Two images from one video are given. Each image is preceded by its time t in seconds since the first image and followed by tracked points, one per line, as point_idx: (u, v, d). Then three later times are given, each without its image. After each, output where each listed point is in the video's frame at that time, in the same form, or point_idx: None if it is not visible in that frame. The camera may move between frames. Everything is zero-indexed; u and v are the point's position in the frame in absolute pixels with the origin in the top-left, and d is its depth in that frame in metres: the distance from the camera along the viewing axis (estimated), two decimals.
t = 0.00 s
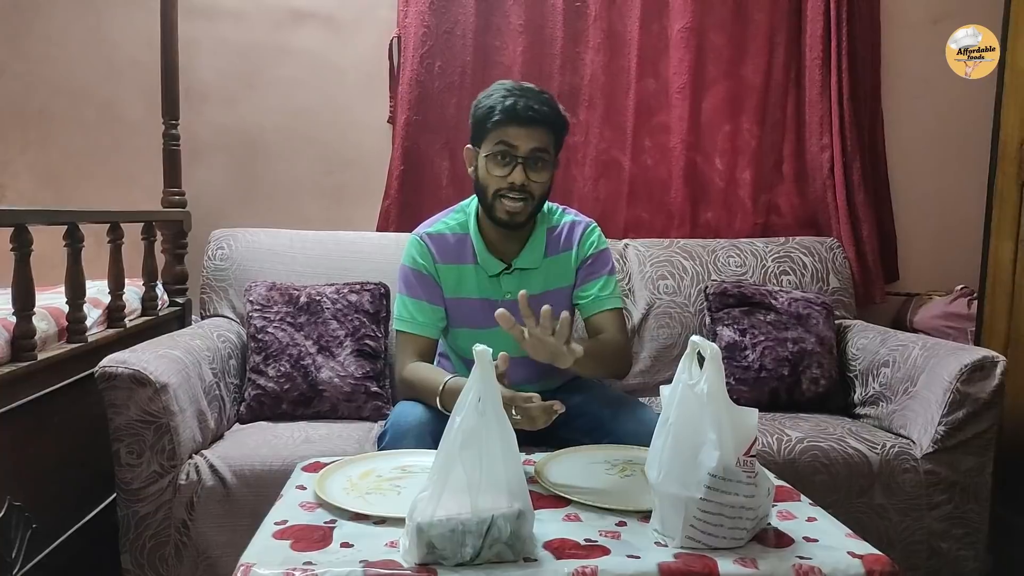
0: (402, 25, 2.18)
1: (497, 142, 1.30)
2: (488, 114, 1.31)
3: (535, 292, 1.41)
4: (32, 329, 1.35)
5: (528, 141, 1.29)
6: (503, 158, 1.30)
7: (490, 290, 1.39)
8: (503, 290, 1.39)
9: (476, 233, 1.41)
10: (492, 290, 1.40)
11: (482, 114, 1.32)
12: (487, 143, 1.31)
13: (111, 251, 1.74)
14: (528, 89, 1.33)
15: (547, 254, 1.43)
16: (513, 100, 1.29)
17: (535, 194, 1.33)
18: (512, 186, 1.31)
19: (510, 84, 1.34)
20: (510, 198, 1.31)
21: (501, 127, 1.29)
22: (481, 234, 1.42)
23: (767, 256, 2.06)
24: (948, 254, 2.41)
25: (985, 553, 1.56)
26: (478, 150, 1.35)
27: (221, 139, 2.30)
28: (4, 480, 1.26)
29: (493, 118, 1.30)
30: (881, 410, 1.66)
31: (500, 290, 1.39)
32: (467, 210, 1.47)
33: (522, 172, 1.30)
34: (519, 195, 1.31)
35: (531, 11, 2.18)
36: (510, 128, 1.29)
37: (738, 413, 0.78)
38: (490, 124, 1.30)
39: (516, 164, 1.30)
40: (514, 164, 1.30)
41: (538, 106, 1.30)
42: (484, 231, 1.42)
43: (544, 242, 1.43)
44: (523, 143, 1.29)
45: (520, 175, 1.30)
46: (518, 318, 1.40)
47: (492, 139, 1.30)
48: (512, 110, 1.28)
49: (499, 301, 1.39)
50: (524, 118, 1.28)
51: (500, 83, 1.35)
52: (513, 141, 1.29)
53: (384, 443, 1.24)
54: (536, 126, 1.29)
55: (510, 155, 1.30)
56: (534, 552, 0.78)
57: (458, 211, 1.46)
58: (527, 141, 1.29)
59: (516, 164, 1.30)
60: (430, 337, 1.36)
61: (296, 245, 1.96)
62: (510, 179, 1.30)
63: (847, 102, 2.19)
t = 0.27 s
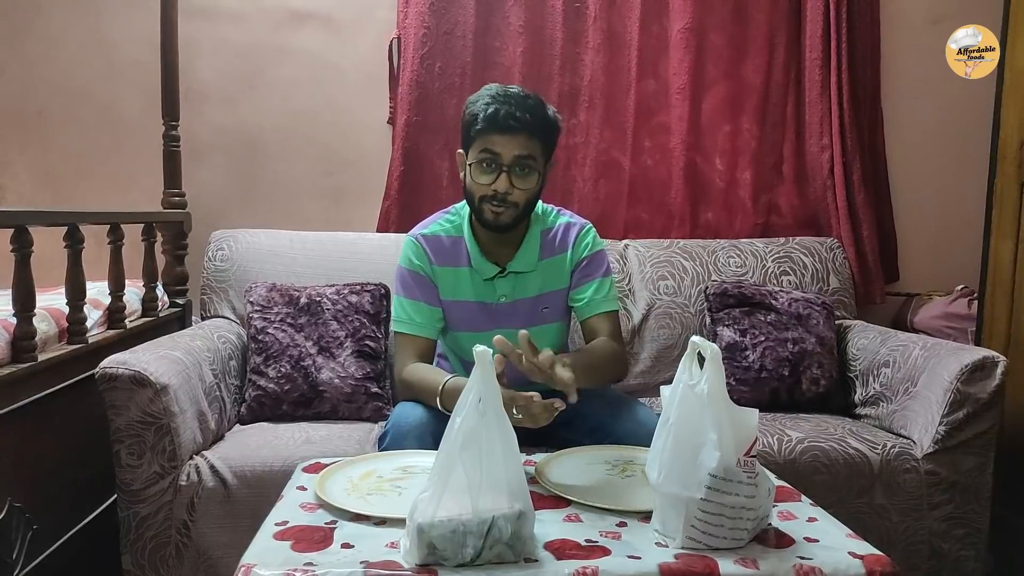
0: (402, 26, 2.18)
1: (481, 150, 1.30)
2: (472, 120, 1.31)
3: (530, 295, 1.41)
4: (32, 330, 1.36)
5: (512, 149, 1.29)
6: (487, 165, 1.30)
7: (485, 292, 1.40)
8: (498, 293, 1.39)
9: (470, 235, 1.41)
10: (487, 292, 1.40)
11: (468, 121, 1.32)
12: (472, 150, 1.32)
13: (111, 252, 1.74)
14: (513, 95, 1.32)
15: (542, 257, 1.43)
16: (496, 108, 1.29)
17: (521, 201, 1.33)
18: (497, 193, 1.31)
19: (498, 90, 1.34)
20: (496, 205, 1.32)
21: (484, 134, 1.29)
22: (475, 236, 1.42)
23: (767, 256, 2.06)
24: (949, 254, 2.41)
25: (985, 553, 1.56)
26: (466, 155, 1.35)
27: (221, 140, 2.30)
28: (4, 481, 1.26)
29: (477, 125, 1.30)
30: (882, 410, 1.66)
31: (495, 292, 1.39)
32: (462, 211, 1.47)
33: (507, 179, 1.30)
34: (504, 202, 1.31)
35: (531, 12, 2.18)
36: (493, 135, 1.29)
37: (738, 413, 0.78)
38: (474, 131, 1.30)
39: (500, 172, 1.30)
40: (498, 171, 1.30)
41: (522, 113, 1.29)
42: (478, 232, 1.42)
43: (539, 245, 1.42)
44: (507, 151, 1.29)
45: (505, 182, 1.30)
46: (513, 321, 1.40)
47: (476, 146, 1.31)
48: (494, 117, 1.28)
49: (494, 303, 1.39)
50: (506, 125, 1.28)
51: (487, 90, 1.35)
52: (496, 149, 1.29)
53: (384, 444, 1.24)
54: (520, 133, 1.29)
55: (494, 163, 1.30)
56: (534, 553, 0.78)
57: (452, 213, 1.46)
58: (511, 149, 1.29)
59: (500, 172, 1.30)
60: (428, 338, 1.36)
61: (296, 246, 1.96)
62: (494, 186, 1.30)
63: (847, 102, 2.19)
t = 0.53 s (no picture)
0: (404, 25, 2.18)
1: (486, 147, 1.30)
2: (477, 117, 1.31)
3: (529, 294, 1.41)
4: (35, 328, 1.36)
5: (517, 146, 1.29)
6: (491, 162, 1.30)
7: (484, 291, 1.39)
8: (498, 291, 1.39)
9: (468, 235, 1.41)
10: (486, 291, 1.40)
11: (472, 117, 1.32)
12: (476, 147, 1.32)
13: (114, 251, 1.74)
14: (518, 93, 1.33)
15: (541, 256, 1.42)
16: (502, 105, 1.29)
17: (524, 199, 1.33)
18: (500, 189, 1.30)
19: (502, 88, 1.34)
20: (499, 201, 1.31)
21: (489, 131, 1.29)
22: (473, 235, 1.42)
23: (770, 256, 2.06)
24: (951, 254, 2.41)
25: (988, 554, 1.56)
26: (468, 153, 1.35)
27: (224, 139, 2.30)
28: (7, 480, 1.26)
29: (482, 122, 1.30)
30: (884, 411, 1.66)
31: (495, 290, 1.39)
32: (460, 211, 1.47)
33: (511, 177, 1.30)
34: (507, 198, 1.31)
35: (533, 12, 2.18)
36: (498, 132, 1.29)
37: (740, 413, 0.78)
38: (479, 127, 1.30)
39: (504, 169, 1.30)
40: (502, 168, 1.30)
41: (528, 111, 1.29)
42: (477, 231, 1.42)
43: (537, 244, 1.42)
44: (512, 148, 1.29)
45: (509, 179, 1.30)
46: (512, 319, 1.40)
47: (481, 142, 1.31)
48: (500, 114, 1.28)
49: (494, 302, 1.39)
50: (512, 122, 1.28)
51: (491, 87, 1.35)
52: (501, 146, 1.29)
53: (386, 443, 1.24)
54: (526, 131, 1.29)
55: (500, 160, 1.30)
56: (536, 552, 0.78)
57: (451, 212, 1.45)
58: (516, 146, 1.29)
59: (505, 169, 1.30)
60: (429, 337, 1.36)
61: (298, 245, 1.97)
62: (498, 183, 1.30)
63: (850, 102, 2.19)
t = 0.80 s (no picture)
0: (408, 24, 2.18)
1: (493, 145, 1.30)
2: (481, 116, 1.30)
3: (530, 286, 1.41)
4: (39, 326, 1.36)
5: (524, 143, 1.30)
6: (500, 161, 1.30)
7: (485, 287, 1.40)
8: (499, 286, 1.39)
9: (467, 231, 1.41)
10: (487, 287, 1.40)
11: (475, 115, 1.31)
12: (482, 147, 1.31)
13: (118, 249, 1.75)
14: (517, 89, 1.33)
15: (540, 248, 1.43)
16: (508, 103, 1.29)
17: (531, 194, 1.33)
18: (510, 187, 1.30)
19: (500, 84, 1.34)
20: (508, 199, 1.31)
21: (496, 129, 1.29)
22: (472, 232, 1.42)
23: (773, 255, 2.05)
24: (955, 253, 2.40)
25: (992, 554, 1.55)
26: (471, 151, 1.34)
27: (227, 138, 2.31)
28: (11, 477, 1.26)
29: (489, 120, 1.29)
30: (888, 410, 1.66)
31: (496, 286, 1.40)
32: (457, 209, 1.47)
33: (519, 174, 1.30)
34: (516, 196, 1.31)
35: (536, 10, 2.17)
36: (505, 130, 1.29)
37: (743, 412, 0.78)
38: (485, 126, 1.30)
39: (512, 167, 1.30)
40: (511, 166, 1.30)
41: (532, 107, 1.30)
42: (475, 228, 1.42)
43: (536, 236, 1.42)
44: (519, 145, 1.30)
45: (518, 176, 1.30)
46: (514, 314, 1.40)
47: (488, 142, 1.30)
48: (506, 112, 1.28)
49: (496, 297, 1.40)
50: (519, 119, 1.29)
51: (490, 83, 1.34)
52: (508, 144, 1.29)
53: (388, 442, 1.24)
54: (532, 128, 1.30)
55: (507, 158, 1.30)
56: (539, 551, 0.78)
57: (448, 211, 1.45)
58: (523, 143, 1.30)
59: (512, 166, 1.30)
60: (431, 335, 1.36)
61: (301, 244, 1.97)
62: (507, 181, 1.30)
63: (854, 101, 2.18)
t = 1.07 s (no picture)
0: (409, 23, 2.18)
1: (510, 122, 1.29)
2: (503, 95, 1.31)
3: (534, 272, 1.41)
4: (41, 325, 1.36)
5: (541, 127, 1.30)
6: (515, 139, 1.30)
7: (490, 278, 1.39)
8: (504, 276, 1.39)
9: (468, 225, 1.41)
10: (492, 278, 1.39)
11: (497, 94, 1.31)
12: (499, 123, 1.31)
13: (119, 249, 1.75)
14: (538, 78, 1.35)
15: (540, 235, 1.44)
16: (533, 86, 1.30)
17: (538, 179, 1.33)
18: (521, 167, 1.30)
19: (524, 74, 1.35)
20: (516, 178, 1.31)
21: (516, 108, 1.29)
22: (473, 225, 1.42)
23: (774, 255, 2.05)
24: (957, 253, 2.40)
25: (993, 553, 1.55)
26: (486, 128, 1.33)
27: (228, 137, 2.31)
28: (12, 476, 1.26)
29: (510, 99, 1.29)
30: (889, 409, 1.66)
31: (501, 276, 1.39)
32: (456, 206, 1.47)
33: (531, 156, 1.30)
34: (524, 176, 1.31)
35: (537, 9, 2.17)
36: (524, 111, 1.29)
37: (744, 411, 0.78)
38: (505, 104, 1.30)
39: (526, 147, 1.30)
40: (525, 146, 1.30)
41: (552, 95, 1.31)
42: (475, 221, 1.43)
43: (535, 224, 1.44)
44: (534, 127, 1.30)
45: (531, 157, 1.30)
46: (519, 302, 1.40)
47: (506, 119, 1.30)
48: (529, 93, 1.29)
49: (501, 288, 1.39)
50: (539, 103, 1.30)
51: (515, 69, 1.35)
52: (526, 123, 1.29)
53: (389, 441, 1.24)
54: (549, 113, 1.31)
55: (522, 138, 1.30)
56: (540, 550, 0.78)
57: (448, 207, 1.46)
58: (540, 127, 1.30)
59: (525, 147, 1.30)
60: (432, 334, 1.36)
61: (303, 243, 1.97)
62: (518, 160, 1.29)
63: (855, 101, 2.18)
